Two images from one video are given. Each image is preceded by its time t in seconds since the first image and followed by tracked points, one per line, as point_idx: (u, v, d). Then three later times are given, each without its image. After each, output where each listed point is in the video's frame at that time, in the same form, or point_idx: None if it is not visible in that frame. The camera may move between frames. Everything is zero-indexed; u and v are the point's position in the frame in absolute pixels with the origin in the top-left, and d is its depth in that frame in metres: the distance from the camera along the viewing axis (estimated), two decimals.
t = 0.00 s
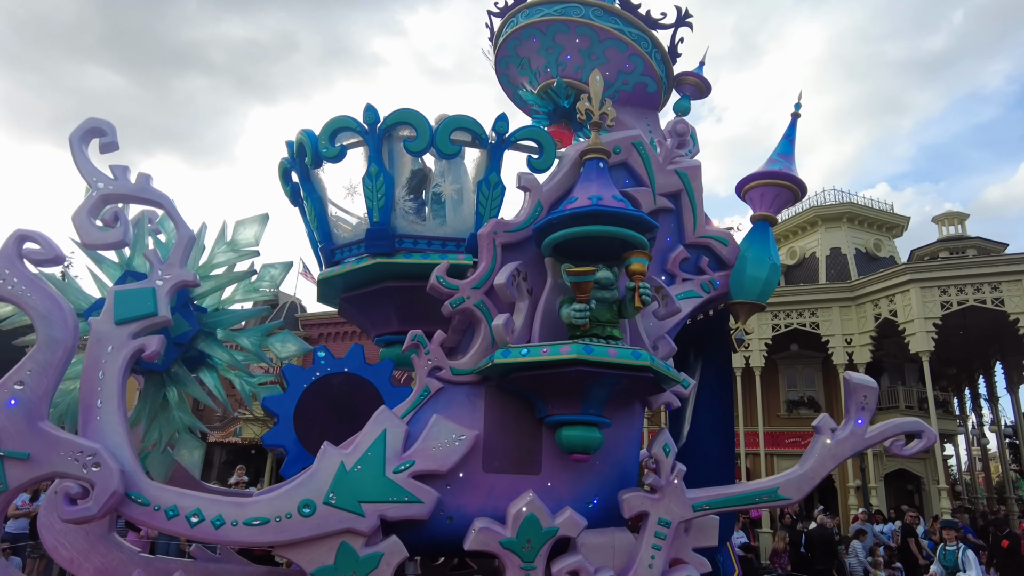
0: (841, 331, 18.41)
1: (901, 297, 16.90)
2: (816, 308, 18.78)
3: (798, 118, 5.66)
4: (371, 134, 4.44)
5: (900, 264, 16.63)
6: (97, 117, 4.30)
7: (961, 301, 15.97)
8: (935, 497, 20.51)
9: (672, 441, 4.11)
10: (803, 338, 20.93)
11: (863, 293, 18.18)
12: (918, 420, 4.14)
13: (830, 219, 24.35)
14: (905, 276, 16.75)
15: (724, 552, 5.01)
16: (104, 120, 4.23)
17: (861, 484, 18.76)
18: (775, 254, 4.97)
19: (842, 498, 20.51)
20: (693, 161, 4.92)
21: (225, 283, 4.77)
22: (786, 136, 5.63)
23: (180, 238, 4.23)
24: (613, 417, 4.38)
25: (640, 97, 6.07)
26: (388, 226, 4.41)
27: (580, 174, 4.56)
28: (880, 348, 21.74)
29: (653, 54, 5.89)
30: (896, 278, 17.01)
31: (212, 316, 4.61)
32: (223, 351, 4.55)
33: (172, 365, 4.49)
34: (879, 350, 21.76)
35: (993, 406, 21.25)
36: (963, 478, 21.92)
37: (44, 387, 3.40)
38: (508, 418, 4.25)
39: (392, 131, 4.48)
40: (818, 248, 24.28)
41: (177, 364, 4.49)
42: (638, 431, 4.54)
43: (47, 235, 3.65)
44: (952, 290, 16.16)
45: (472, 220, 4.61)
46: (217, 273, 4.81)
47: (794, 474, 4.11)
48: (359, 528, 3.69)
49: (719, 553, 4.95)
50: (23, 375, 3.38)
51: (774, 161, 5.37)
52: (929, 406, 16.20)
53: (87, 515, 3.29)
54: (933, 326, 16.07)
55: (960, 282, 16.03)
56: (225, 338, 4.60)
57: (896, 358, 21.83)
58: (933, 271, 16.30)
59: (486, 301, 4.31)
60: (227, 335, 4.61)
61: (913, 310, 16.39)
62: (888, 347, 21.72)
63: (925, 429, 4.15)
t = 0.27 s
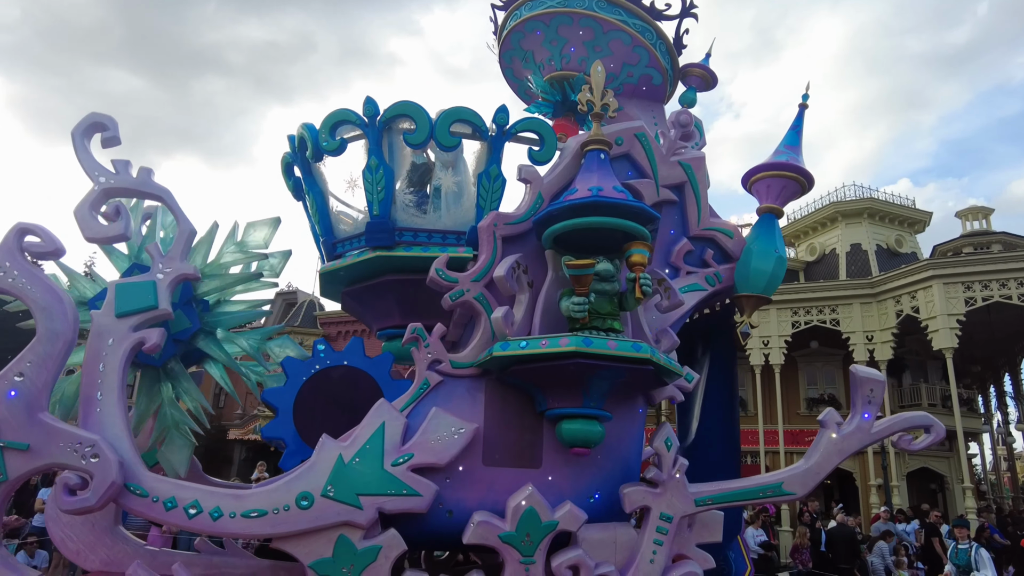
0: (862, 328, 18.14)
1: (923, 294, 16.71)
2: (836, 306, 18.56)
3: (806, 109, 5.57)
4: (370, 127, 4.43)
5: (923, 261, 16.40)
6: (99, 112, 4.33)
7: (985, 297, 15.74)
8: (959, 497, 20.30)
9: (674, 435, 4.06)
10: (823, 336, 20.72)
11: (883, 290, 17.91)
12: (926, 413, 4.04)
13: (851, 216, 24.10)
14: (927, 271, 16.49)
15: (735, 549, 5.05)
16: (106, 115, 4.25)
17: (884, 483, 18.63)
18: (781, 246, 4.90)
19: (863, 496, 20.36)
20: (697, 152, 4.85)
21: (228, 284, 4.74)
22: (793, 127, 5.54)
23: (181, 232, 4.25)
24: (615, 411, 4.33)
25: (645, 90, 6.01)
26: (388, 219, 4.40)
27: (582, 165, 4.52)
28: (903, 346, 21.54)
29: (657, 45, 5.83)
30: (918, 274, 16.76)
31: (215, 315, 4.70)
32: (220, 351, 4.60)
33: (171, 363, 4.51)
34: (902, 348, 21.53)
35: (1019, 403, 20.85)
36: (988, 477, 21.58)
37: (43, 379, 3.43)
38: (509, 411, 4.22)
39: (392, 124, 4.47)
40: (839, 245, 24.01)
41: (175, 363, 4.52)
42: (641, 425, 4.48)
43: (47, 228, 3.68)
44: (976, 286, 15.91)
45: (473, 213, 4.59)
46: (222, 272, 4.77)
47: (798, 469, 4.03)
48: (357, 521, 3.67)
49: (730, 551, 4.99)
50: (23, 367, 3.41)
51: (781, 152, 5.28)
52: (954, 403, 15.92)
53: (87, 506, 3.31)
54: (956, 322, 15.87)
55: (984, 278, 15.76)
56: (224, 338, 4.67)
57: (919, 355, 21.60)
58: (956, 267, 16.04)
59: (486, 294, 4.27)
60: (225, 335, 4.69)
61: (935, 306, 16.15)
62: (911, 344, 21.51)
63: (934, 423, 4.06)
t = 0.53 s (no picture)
0: (879, 320, 18.04)
1: (943, 285, 16.51)
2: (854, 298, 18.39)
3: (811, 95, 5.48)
4: (367, 115, 4.41)
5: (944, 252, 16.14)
6: (97, 101, 4.33)
7: (1007, 289, 15.52)
8: (980, 491, 20.21)
9: (672, 423, 4.01)
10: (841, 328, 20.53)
11: (904, 282, 17.75)
12: (930, 402, 3.97)
13: (869, 206, 23.93)
14: (948, 263, 16.26)
15: (746, 538, 5.05)
16: (104, 104, 4.25)
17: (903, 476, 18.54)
18: (784, 234, 4.82)
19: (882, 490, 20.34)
20: (698, 139, 4.78)
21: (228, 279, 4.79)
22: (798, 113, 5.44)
23: (179, 221, 4.26)
24: (614, 400, 4.28)
25: (647, 78, 5.94)
26: (385, 208, 4.38)
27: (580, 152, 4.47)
28: (921, 338, 21.42)
29: (660, 32, 5.74)
30: (939, 265, 16.52)
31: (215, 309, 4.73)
32: (214, 345, 4.65)
33: (165, 354, 4.54)
34: (920, 340, 21.45)
35: None
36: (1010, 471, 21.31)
37: (39, 366, 3.45)
38: (506, 400, 4.19)
39: (388, 111, 4.45)
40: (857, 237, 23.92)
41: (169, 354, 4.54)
42: (640, 414, 4.43)
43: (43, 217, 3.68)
44: (998, 277, 15.68)
45: (470, 201, 4.57)
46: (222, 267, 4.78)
47: (799, 458, 3.97)
48: (352, 509, 3.67)
49: (740, 541, 5.00)
50: (19, 354, 3.43)
51: (785, 138, 5.19)
52: (976, 396, 15.71)
53: (82, 492, 3.33)
54: (978, 314, 15.61)
55: (1007, 269, 15.59)
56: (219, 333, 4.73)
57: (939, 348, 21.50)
58: (979, 258, 15.85)
59: (483, 282, 4.24)
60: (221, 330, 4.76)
61: (956, 298, 15.97)
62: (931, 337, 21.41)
63: (938, 412, 3.98)
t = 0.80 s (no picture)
0: (898, 309, 17.97)
1: (963, 273, 16.41)
2: (872, 286, 18.31)
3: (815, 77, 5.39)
4: (362, 100, 4.40)
5: (964, 239, 16.08)
6: (94, 89, 4.32)
7: None
8: (1000, 481, 20.13)
9: (669, 408, 3.98)
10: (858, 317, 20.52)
11: (922, 269, 17.63)
12: (933, 387, 3.91)
13: (886, 193, 23.94)
14: (968, 250, 16.22)
15: (754, 525, 5.04)
16: (100, 92, 4.24)
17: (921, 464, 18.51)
18: (786, 218, 4.75)
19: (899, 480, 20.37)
20: (697, 122, 4.72)
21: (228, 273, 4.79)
22: (801, 95, 5.35)
23: (176, 208, 4.27)
24: (611, 385, 4.26)
25: (649, 61, 5.86)
26: (381, 193, 4.37)
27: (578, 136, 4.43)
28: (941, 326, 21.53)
29: (660, 15, 5.66)
30: (960, 252, 16.43)
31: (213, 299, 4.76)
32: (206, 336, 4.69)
33: (159, 342, 4.59)
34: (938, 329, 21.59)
35: None
36: None
37: (37, 351, 3.48)
38: (503, 385, 4.18)
39: (383, 96, 4.43)
40: (875, 225, 23.86)
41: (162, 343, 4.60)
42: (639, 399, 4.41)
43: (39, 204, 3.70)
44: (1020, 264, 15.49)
45: (467, 186, 4.55)
46: (225, 260, 4.80)
47: (798, 444, 3.93)
48: (348, 493, 3.68)
49: (748, 527, 4.98)
50: (16, 340, 3.47)
51: (788, 121, 5.10)
52: (995, 385, 15.61)
53: (80, 476, 3.36)
54: (998, 302, 15.59)
55: None
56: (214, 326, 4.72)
57: (958, 336, 21.48)
58: (1000, 246, 15.79)
59: (480, 267, 4.21)
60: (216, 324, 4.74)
61: (977, 285, 15.89)
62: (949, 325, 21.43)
63: (940, 397, 3.93)
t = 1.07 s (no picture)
0: (918, 296, 17.85)
1: (984, 258, 16.32)
2: (890, 272, 18.16)
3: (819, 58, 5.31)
4: (358, 84, 4.39)
5: (989, 225, 15.89)
6: (92, 76, 4.35)
7: None
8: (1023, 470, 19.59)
9: (667, 392, 3.96)
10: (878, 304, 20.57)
11: (941, 256, 17.42)
12: (935, 370, 3.86)
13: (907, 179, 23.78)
14: (991, 236, 16.02)
15: (760, 510, 4.90)
16: (98, 79, 4.27)
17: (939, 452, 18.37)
18: (788, 200, 4.68)
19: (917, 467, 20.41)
20: (697, 103, 4.66)
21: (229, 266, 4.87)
22: (805, 76, 5.25)
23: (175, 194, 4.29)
24: (609, 369, 4.24)
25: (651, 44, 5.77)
26: (378, 177, 4.36)
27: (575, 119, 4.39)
28: (962, 313, 21.62)
29: None
30: (983, 238, 16.30)
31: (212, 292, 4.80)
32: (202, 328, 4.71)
33: (153, 329, 4.66)
34: (959, 316, 21.63)
35: None
36: None
37: (36, 336, 3.52)
38: (500, 370, 4.18)
39: (379, 80, 4.42)
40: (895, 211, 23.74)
41: (156, 331, 4.65)
42: (638, 383, 4.39)
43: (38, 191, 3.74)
44: None
45: (464, 170, 4.53)
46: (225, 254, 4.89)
47: (797, 428, 3.90)
48: (345, 476, 3.70)
49: (754, 512, 4.85)
50: (16, 325, 3.51)
51: (790, 103, 5.02)
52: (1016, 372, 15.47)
53: (80, 459, 3.40)
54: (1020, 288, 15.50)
55: None
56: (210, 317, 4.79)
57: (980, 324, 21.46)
58: None
59: (477, 252, 4.20)
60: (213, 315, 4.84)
61: (999, 271, 15.76)
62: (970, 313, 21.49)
63: (943, 380, 3.88)
